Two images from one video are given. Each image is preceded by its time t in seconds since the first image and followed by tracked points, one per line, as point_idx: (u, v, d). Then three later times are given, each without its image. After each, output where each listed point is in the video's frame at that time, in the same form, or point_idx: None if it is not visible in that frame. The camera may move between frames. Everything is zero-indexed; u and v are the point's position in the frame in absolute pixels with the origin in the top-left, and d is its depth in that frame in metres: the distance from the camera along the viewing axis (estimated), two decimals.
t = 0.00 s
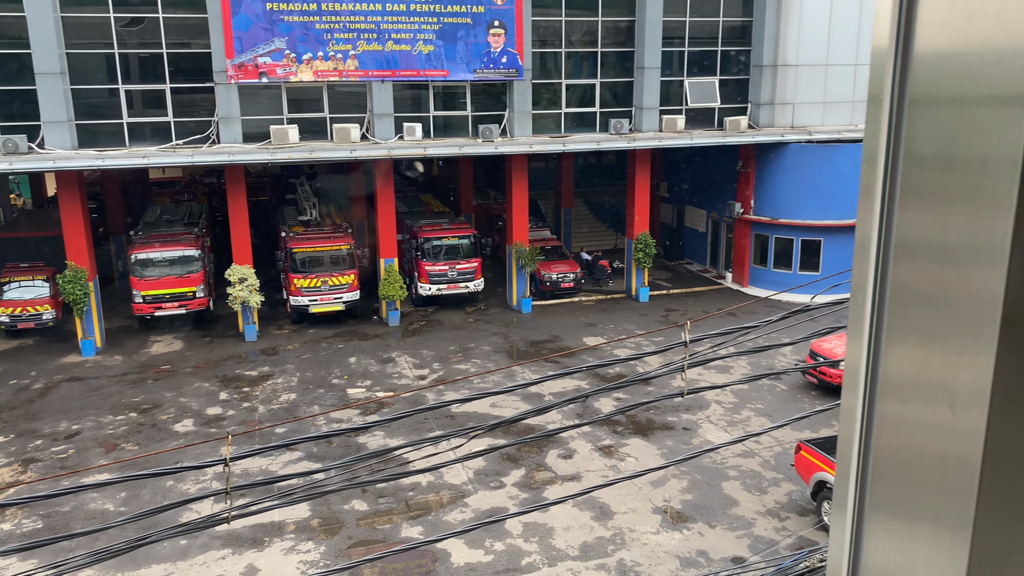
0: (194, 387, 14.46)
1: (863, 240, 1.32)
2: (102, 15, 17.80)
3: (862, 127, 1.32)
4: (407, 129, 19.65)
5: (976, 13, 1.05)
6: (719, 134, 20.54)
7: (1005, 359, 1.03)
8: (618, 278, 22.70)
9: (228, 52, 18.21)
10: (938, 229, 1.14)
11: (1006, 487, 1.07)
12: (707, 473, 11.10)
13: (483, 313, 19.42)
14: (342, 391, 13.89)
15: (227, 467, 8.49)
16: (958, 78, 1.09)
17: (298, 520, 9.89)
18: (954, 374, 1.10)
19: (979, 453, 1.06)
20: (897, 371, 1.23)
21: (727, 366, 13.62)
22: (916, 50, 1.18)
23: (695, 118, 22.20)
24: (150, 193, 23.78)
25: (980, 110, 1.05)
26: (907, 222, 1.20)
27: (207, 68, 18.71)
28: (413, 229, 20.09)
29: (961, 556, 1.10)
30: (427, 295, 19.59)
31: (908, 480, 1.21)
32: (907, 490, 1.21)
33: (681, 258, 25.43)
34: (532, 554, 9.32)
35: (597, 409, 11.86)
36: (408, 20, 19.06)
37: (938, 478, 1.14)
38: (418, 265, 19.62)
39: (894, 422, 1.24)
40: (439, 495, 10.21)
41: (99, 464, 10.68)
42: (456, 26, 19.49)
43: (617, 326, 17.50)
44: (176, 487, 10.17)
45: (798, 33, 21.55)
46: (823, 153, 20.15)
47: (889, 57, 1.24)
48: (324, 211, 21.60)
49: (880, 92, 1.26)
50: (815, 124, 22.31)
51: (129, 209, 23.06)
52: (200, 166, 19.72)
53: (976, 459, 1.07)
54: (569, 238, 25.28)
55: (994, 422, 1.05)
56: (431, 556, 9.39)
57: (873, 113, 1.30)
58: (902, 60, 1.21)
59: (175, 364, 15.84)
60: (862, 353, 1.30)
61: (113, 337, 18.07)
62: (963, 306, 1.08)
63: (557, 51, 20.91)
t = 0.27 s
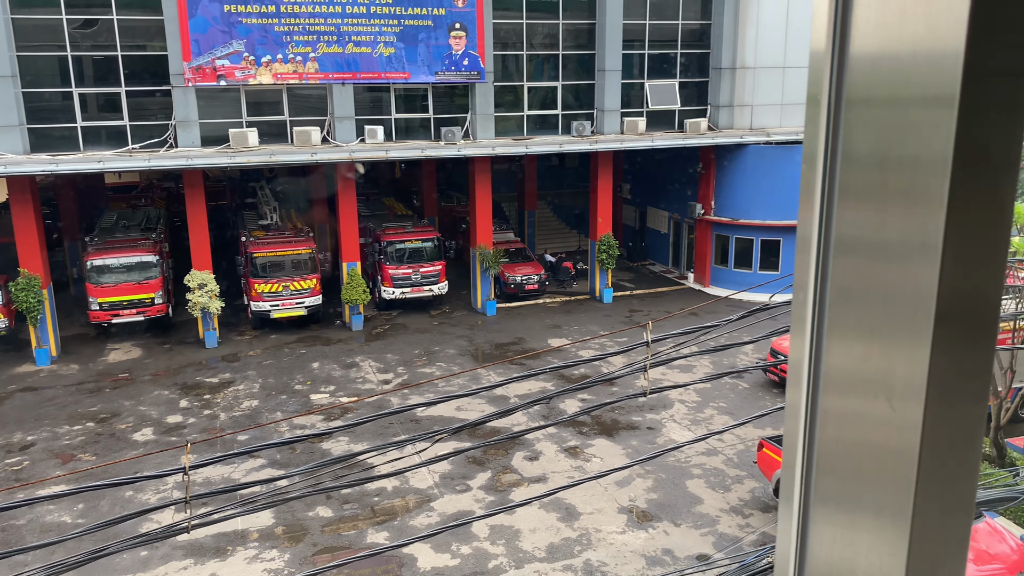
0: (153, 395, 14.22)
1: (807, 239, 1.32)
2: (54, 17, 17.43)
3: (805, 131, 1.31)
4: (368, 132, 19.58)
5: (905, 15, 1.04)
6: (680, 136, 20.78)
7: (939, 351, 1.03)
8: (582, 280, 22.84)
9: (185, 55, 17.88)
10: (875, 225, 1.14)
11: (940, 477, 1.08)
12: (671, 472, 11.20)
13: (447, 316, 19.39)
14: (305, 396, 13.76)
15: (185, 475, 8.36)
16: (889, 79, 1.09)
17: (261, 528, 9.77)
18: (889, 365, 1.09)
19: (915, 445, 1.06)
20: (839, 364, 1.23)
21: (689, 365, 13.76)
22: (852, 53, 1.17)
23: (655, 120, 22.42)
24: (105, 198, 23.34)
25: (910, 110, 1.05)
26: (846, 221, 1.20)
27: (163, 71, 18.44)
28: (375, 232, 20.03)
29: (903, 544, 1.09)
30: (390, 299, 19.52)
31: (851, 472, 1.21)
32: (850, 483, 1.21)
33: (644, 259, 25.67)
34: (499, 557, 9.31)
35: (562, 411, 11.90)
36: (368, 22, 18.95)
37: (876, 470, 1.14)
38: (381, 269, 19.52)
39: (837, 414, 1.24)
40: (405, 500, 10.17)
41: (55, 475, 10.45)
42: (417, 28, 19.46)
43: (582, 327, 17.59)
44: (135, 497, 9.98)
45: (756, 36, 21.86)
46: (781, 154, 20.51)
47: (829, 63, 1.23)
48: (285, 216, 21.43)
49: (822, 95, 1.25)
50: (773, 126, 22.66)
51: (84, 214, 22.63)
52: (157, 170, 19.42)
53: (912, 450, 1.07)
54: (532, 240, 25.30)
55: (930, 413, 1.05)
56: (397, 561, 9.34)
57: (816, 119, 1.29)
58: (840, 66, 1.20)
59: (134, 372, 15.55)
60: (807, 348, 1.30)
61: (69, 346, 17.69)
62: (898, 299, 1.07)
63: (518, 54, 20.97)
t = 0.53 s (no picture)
0: (107, 403, 13.94)
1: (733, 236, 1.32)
2: None
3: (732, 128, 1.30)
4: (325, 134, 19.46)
5: (827, 14, 1.05)
6: (638, 138, 21.12)
7: (864, 344, 1.04)
8: (543, 281, 22.94)
9: (136, 57, 17.61)
10: (800, 221, 1.14)
11: (869, 466, 1.09)
12: (632, 470, 11.30)
13: (408, 319, 19.33)
14: (264, 402, 13.61)
15: (138, 485, 8.21)
16: (812, 77, 1.09)
17: (220, 537, 9.63)
18: (819, 357, 1.10)
19: (842, 436, 1.07)
20: (770, 358, 1.22)
21: (649, 364, 13.89)
22: (775, 52, 1.17)
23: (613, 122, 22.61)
24: (56, 204, 22.85)
25: (834, 108, 1.05)
26: (774, 217, 1.19)
27: (114, 73, 18.10)
28: (334, 235, 19.85)
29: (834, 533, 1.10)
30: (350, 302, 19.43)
31: (782, 467, 1.20)
32: (781, 477, 1.21)
33: (604, 259, 25.86)
34: (462, 559, 9.31)
35: (524, 411, 11.93)
36: (324, 24, 18.80)
37: (807, 463, 1.14)
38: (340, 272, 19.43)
39: (769, 409, 1.23)
40: (367, 505, 10.11)
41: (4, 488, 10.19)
42: (374, 30, 19.34)
43: (543, 328, 17.66)
44: (89, 509, 9.78)
45: (710, 39, 22.15)
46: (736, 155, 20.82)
47: (754, 62, 1.22)
48: (242, 219, 21.20)
49: (747, 94, 1.24)
50: (729, 127, 22.99)
51: (33, 220, 22.12)
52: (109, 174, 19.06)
53: (841, 442, 1.08)
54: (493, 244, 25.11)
55: (858, 404, 1.06)
56: (360, 566, 9.28)
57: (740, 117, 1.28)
58: (766, 65, 1.19)
59: (88, 381, 15.23)
60: (738, 345, 1.29)
61: (19, 355, 17.27)
62: (826, 293, 1.08)
63: (476, 56, 20.98)
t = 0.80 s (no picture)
0: (51, 414, 13.53)
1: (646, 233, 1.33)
2: None
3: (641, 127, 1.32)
4: (274, 135, 19.29)
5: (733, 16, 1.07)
6: (590, 138, 21.56)
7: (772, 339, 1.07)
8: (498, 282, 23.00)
9: (77, 58, 17.14)
10: (709, 219, 1.16)
11: (776, 459, 1.12)
12: (588, 469, 11.36)
13: (362, 322, 19.18)
14: (215, 409, 13.35)
15: (82, 498, 7.97)
16: (719, 79, 1.11)
17: (171, 548, 9.41)
18: (729, 354, 1.13)
19: (753, 429, 1.10)
20: (683, 356, 1.24)
21: (604, 363, 13.99)
22: (681, 52, 1.18)
23: (565, 123, 22.74)
24: None
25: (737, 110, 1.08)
26: (684, 214, 1.21)
27: (54, 74, 17.58)
28: (285, 238, 19.65)
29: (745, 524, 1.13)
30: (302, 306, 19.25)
31: (698, 459, 1.22)
32: (699, 471, 1.23)
33: (559, 259, 26.01)
34: (419, 563, 9.26)
35: (479, 412, 11.91)
36: (272, 24, 18.60)
37: (722, 457, 1.17)
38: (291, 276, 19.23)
39: (686, 406, 1.25)
40: (321, 511, 9.98)
41: None
42: (323, 30, 19.19)
43: (499, 329, 17.68)
44: (32, 524, 9.46)
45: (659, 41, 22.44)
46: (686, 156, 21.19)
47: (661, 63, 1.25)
48: (190, 223, 20.84)
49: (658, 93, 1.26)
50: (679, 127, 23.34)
51: None
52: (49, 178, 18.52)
53: (753, 435, 1.11)
54: (446, 243, 25.93)
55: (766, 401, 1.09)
56: (315, 574, 9.16)
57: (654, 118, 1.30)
58: (675, 66, 1.21)
59: (30, 392, 14.76)
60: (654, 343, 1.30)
61: None
62: (735, 290, 1.11)
63: (427, 57, 20.93)
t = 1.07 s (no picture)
0: None
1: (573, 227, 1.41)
2: None
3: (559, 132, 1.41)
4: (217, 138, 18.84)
5: (634, 30, 1.17)
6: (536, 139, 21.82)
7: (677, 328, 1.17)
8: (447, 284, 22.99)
9: (8, 59, 16.54)
10: (620, 218, 1.26)
11: (684, 439, 1.22)
12: (541, 468, 11.39)
13: (310, 326, 18.92)
14: (159, 418, 13.00)
15: (19, 514, 7.66)
16: (628, 83, 1.20)
17: (115, 561, 9.10)
18: (642, 342, 1.23)
19: (661, 411, 1.21)
20: (605, 345, 1.35)
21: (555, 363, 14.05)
22: (597, 59, 1.27)
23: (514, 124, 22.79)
24: None
25: (642, 117, 1.17)
26: (600, 214, 1.31)
27: None
28: (229, 242, 19.36)
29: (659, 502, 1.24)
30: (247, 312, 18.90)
31: (619, 441, 1.33)
32: (621, 449, 1.33)
33: (508, 261, 26.10)
34: (372, 568, 9.15)
35: (431, 415, 11.84)
36: (213, 25, 18.13)
37: (639, 436, 1.27)
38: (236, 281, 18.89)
39: (607, 389, 1.35)
40: (271, 519, 9.79)
41: None
42: (265, 31, 18.82)
43: (449, 331, 17.62)
44: None
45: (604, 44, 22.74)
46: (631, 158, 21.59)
47: (576, 74, 1.34)
48: (130, 227, 20.36)
49: (573, 101, 1.35)
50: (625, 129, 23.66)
51: None
52: None
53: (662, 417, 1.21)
54: (394, 245, 26.77)
55: (673, 387, 1.19)
56: None
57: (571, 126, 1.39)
58: (590, 73, 1.29)
59: None
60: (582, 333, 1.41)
61: None
62: (644, 284, 1.21)
63: (373, 58, 20.80)
